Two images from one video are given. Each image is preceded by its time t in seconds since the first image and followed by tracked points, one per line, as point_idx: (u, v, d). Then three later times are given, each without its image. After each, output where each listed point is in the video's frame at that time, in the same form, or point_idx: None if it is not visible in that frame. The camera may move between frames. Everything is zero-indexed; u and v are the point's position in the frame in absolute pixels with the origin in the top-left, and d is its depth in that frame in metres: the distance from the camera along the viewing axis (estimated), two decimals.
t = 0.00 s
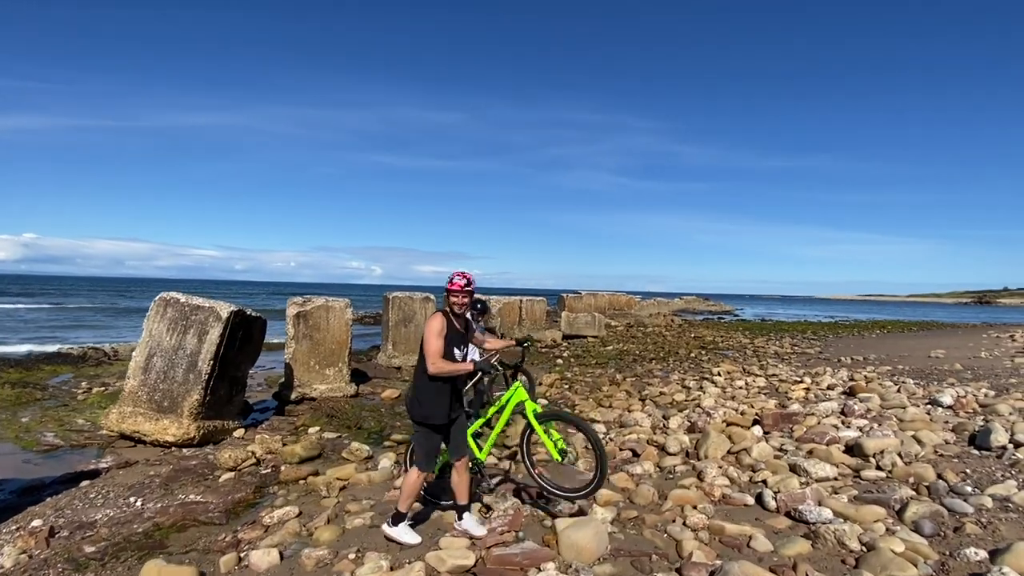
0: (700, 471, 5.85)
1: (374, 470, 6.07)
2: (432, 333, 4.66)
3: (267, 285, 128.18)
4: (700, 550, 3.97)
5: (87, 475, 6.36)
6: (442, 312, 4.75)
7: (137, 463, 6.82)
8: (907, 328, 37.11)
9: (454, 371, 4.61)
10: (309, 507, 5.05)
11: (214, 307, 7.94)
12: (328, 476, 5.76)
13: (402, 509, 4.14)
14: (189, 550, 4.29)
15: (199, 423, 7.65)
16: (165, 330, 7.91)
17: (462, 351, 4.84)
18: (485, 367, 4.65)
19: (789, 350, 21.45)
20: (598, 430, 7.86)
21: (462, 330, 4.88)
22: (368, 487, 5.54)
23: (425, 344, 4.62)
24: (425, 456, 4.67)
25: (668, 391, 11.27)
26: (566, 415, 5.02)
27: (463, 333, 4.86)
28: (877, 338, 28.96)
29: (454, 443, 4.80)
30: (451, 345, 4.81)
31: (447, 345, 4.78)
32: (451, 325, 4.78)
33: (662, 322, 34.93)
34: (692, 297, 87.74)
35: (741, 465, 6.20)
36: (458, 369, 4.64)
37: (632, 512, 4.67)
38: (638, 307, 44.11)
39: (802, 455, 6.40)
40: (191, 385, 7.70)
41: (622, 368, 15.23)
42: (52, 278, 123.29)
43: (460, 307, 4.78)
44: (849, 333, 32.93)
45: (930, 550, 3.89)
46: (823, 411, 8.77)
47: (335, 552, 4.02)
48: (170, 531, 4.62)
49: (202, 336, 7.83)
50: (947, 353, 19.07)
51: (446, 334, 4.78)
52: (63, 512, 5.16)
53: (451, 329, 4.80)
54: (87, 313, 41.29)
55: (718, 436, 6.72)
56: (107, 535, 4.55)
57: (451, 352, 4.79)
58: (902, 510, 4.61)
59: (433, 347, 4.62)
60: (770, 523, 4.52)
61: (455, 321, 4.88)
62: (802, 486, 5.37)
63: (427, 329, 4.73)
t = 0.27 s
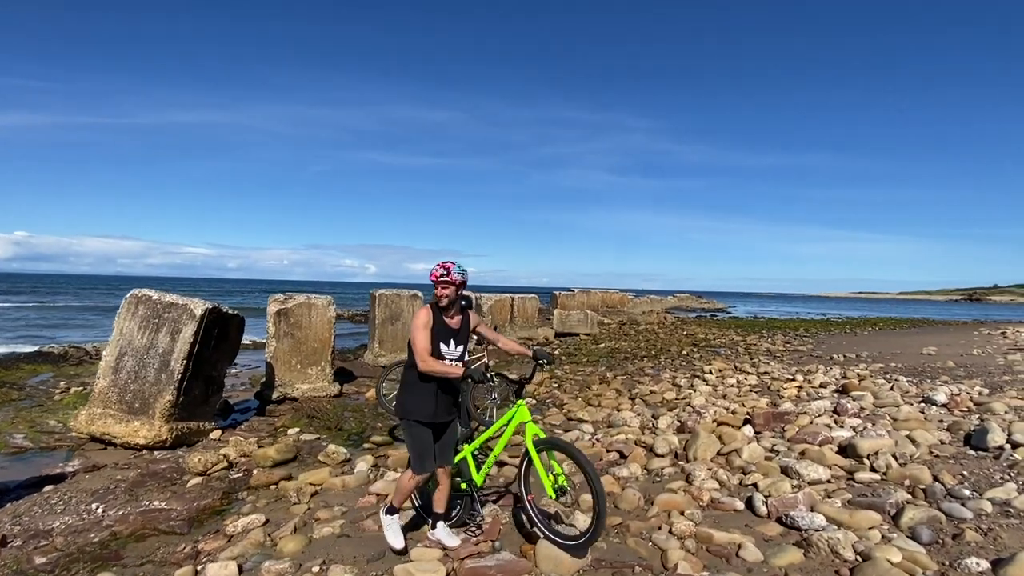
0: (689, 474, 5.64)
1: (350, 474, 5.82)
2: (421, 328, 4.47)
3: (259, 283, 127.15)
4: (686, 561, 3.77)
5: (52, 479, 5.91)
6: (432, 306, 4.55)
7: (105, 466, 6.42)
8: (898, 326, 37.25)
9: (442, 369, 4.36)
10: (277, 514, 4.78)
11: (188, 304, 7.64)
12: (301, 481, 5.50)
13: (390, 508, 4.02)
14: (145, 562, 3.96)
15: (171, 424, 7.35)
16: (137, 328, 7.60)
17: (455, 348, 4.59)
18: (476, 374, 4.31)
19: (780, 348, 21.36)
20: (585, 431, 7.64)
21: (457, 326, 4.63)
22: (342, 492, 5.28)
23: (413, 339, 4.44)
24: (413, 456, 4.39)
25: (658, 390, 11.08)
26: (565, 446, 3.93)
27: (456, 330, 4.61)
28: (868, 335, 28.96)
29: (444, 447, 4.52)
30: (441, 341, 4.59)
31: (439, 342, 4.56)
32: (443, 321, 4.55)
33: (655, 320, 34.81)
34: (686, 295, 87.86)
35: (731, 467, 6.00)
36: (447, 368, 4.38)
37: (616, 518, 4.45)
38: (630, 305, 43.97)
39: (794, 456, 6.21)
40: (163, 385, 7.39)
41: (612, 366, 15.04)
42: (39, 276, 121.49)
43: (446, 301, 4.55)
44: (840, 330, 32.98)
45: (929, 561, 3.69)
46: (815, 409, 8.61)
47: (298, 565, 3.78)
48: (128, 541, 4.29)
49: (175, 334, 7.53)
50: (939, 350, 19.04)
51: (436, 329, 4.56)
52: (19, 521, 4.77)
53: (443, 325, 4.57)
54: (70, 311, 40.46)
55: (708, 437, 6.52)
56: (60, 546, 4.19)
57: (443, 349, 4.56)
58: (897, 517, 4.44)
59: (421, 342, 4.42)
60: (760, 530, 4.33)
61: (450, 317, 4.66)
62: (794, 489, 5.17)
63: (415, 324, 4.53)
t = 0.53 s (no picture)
0: (684, 473, 5.43)
1: (334, 471, 5.65)
2: (410, 319, 4.27)
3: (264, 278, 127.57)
4: (675, 567, 3.59)
5: (31, 474, 5.77)
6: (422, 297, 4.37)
7: (87, 461, 6.28)
8: (905, 321, 36.79)
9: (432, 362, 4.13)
10: (254, 513, 4.61)
11: (174, 296, 7.48)
12: (282, 478, 5.34)
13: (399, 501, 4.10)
14: (111, 562, 3.79)
15: (157, 418, 7.21)
16: (122, 320, 7.46)
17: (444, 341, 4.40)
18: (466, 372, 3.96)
19: (785, 343, 21.06)
20: (580, 427, 7.45)
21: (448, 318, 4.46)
22: (324, 490, 5.12)
23: (402, 330, 4.24)
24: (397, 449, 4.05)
25: (657, 386, 10.87)
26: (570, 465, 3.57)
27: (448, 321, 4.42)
28: (875, 331, 28.58)
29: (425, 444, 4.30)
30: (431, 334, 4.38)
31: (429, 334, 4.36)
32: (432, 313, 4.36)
33: (659, 315, 34.50)
34: (690, 290, 87.36)
35: (728, 466, 5.79)
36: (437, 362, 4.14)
37: (604, 519, 4.27)
38: (634, 300, 43.61)
39: (794, 454, 5.99)
40: (149, 378, 7.25)
41: (613, 362, 14.84)
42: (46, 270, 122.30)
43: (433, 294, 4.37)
44: (847, 326, 32.56)
45: (933, 569, 3.48)
46: (818, 406, 8.37)
47: (266, 567, 3.62)
48: (97, 540, 4.13)
49: (162, 327, 7.39)
50: (947, 347, 18.68)
51: (425, 321, 4.36)
52: None
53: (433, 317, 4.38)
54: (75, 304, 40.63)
55: (705, 434, 6.31)
56: (27, 544, 4.03)
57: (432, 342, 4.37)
58: (901, 520, 4.24)
59: (409, 333, 4.22)
60: (754, 534, 4.13)
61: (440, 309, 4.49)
62: (793, 489, 4.96)
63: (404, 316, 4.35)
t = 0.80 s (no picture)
0: (691, 476, 5.27)
1: (334, 467, 5.58)
2: (411, 321, 3.99)
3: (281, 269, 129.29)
4: None
5: (35, 466, 5.83)
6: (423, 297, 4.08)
7: (92, 453, 6.33)
8: (930, 317, 35.76)
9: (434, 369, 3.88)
10: (250, 510, 4.56)
11: (180, 289, 7.49)
12: (281, 474, 5.29)
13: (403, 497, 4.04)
14: (103, 558, 3.77)
15: (163, 411, 7.24)
16: (129, 313, 7.50)
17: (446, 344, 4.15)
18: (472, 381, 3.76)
19: (802, 338, 20.59)
20: (586, 425, 7.30)
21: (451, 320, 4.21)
22: (322, 487, 5.05)
23: (401, 333, 3.96)
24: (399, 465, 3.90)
25: (668, 382, 10.66)
26: (576, 490, 3.34)
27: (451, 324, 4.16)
28: (896, 327, 27.80)
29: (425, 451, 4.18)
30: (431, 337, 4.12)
31: (430, 337, 4.10)
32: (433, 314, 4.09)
33: (673, 309, 34.05)
34: (706, 284, 86.21)
35: (737, 468, 5.60)
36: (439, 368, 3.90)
37: (605, 524, 4.15)
38: (649, 294, 43.13)
39: (807, 457, 5.77)
40: (154, 371, 7.27)
41: (623, 357, 14.63)
42: (72, 261, 125.61)
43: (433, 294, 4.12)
44: (867, 322, 31.77)
45: None
46: (834, 406, 8.08)
47: (255, 568, 3.54)
48: (92, 535, 4.13)
49: (167, 320, 7.40)
50: (972, 344, 18.06)
51: (426, 323, 4.08)
52: None
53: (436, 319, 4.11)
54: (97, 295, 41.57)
55: (714, 434, 6.12)
56: (22, 538, 4.03)
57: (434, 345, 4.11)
58: (918, 530, 4.05)
59: (409, 336, 3.94)
60: (761, 544, 3.96)
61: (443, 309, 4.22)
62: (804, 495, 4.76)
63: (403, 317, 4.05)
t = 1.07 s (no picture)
0: (711, 474, 5.11)
1: (348, 456, 5.59)
2: (429, 317, 3.75)
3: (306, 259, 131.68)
4: None
5: (63, 450, 6.03)
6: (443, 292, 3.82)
7: (118, 438, 6.51)
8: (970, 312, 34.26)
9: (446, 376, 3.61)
10: (264, 498, 4.59)
11: (201, 278, 7.60)
12: (295, 463, 5.31)
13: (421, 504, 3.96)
14: (119, 543, 3.83)
15: (186, 398, 7.38)
16: (153, 302, 7.64)
17: (466, 345, 3.87)
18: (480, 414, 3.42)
19: (831, 332, 19.93)
20: (604, 419, 7.16)
21: (472, 319, 3.92)
22: (334, 477, 5.05)
23: (419, 331, 3.73)
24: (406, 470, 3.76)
25: (690, 376, 10.41)
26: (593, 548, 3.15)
27: (472, 323, 3.88)
28: (933, 321, 26.70)
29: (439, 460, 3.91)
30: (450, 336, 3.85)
31: (449, 335, 3.84)
32: (454, 312, 3.82)
33: (697, 301, 33.44)
34: (732, 275, 84.43)
35: (760, 467, 5.40)
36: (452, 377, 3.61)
37: (619, 523, 4.03)
38: (672, 285, 42.42)
39: (835, 457, 5.53)
40: (177, 359, 7.41)
41: (644, 349, 14.37)
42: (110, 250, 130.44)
43: (454, 288, 3.86)
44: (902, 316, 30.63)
45: None
46: (865, 404, 7.75)
47: (265, 558, 3.54)
48: (111, 520, 4.22)
49: (189, 309, 7.52)
50: (1015, 340, 17.20)
51: (446, 321, 3.82)
52: (18, 492, 4.82)
53: (457, 316, 3.84)
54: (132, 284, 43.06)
55: (736, 432, 5.91)
56: (44, 522, 4.15)
57: (453, 345, 3.85)
58: (954, 539, 3.84)
59: (427, 335, 3.71)
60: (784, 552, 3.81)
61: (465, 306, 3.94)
62: (831, 498, 4.56)
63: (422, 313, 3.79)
